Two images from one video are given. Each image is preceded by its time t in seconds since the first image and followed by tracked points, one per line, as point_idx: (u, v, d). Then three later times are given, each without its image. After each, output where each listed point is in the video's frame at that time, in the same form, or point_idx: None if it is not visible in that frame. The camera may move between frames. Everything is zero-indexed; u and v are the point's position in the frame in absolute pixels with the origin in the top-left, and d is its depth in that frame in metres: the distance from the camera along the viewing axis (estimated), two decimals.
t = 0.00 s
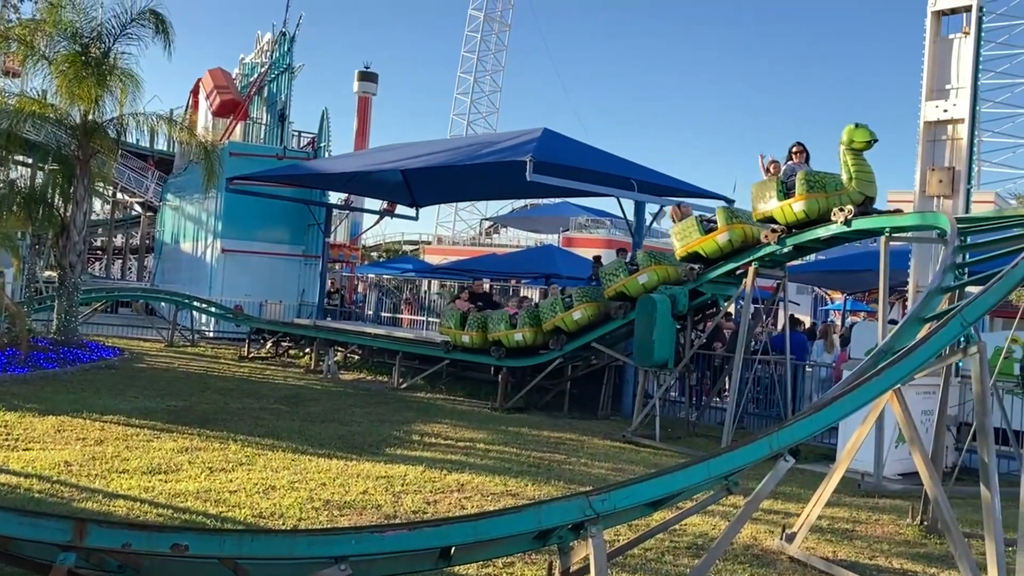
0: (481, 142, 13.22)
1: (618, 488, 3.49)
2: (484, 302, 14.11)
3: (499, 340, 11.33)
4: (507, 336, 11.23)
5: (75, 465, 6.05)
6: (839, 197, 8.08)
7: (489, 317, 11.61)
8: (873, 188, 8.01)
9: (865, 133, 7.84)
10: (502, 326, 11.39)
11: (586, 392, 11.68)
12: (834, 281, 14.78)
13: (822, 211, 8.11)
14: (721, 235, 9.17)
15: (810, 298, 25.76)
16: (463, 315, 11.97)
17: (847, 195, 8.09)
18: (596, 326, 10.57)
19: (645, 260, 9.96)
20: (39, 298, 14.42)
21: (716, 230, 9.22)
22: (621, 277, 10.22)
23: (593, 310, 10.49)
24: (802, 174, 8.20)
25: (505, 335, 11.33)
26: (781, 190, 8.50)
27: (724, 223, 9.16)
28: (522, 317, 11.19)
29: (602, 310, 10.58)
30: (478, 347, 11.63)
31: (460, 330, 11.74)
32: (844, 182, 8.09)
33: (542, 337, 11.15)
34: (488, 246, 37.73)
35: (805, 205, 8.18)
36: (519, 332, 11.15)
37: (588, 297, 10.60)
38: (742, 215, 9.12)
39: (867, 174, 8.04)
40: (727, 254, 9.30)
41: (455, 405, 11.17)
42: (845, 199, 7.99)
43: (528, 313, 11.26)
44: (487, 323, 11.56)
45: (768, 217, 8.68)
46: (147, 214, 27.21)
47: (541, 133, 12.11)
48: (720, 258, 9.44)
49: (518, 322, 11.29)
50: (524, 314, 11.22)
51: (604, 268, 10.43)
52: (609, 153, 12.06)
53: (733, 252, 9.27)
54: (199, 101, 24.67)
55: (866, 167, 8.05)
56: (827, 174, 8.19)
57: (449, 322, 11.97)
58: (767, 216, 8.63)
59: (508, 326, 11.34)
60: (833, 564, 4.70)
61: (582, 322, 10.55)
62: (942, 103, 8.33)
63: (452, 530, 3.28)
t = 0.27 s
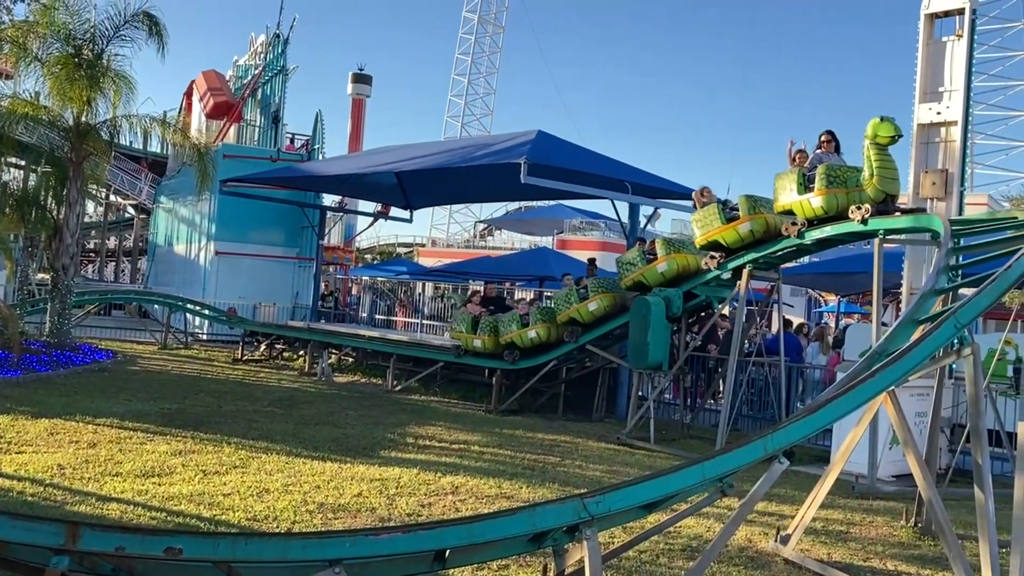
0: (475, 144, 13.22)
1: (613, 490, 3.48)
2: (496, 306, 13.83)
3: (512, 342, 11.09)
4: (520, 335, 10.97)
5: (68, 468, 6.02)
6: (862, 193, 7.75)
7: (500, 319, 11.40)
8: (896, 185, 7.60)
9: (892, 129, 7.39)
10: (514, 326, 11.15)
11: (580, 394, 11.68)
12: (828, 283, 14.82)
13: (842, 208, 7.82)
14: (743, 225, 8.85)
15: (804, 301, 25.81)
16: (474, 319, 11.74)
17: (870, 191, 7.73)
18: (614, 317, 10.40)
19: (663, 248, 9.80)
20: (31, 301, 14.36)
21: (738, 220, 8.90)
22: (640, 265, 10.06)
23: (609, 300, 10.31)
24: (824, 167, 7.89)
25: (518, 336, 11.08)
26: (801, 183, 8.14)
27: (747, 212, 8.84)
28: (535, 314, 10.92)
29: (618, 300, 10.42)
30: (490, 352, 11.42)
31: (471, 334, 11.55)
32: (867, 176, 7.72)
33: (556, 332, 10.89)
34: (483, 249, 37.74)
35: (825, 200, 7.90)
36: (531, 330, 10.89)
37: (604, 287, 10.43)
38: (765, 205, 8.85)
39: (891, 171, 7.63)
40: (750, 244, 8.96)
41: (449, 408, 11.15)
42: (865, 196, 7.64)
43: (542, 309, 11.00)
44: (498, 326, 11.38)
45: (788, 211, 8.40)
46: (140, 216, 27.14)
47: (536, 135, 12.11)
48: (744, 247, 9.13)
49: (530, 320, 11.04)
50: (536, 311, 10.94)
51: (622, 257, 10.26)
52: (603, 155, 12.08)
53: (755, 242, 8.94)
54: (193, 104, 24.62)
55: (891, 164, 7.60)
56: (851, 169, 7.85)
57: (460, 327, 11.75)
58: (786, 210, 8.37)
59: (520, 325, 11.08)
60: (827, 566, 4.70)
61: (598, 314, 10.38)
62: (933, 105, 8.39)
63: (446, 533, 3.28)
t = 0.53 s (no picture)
0: (476, 145, 13.23)
1: (616, 490, 3.49)
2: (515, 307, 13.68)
3: (535, 339, 10.93)
4: (543, 331, 10.77)
5: (71, 470, 6.03)
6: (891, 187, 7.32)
7: (521, 317, 11.25)
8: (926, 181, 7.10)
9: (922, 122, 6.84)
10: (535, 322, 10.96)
11: (583, 395, 11.68)
12: (830, 284, 14.82)
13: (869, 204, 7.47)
14: (771, 216, 8.49)
15: (805, 301, 25.82)
16: (492, 320, 11.57)
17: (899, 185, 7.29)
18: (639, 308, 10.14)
19: (691, 235, 9.47)
20: (33, 303, 14.37)
21: (767, 210, 8.54)
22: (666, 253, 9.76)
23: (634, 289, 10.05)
24: (850, 161, 7.51)
25: (539, 332, 10.90)
26: (827, 176, 7.77)
27: (775, 203, 8.48)
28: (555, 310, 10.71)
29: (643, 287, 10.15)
30: (512, 352, 11.26)
31: (491, 335, 11.39)
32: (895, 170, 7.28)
33: (580, 323, 10.68)
34: (484, 249, 37.78)
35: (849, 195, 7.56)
36: (553, 323, 10.71)
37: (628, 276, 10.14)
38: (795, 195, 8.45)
39: (922, 167, 7.13)
40: (779, 235, 8.60)
41: (452, 409, 11.16)
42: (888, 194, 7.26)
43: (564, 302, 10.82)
44: (520, 324, 11.22)
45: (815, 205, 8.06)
46: (142, 219, 27.18)
47: (537, 136, 12.12)
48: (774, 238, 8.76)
49: (551, 314, 10.84)
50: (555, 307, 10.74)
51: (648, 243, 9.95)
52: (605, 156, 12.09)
53: (784, 233, 8.57)
54: (194, 106, 24.66)
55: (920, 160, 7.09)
56: (880, 163, 7.43)
57: (479, 329, 11.59)
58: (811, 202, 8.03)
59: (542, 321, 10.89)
60: (831, 566, 4.71)
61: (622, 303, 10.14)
62: (936, 108, 8.38)
63: (450, 533, 3.28)
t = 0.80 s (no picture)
0: (482, 146, 13.24)
1: (624, 490, 3.50)
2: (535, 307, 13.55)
3: (561, 332, 10.91)
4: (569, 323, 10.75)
5: (81, 471, 6.06)
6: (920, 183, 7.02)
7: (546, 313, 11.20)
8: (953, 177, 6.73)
9: (954, 115, 6.53)
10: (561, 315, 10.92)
11: (590, 396, 11.69)
12: (837, 284, 14.80)
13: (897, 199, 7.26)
14: (802, 207, 8.29)
15: (812, 301, 25.78)
16: (515, 320, 11.49)
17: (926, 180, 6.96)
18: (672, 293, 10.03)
19: (725, 222, 9.29)
20: (42, 305, 14.43)
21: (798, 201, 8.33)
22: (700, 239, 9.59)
23: (663, 278, 9.94)
24: (880, 154, 7.31)
25: (565, 324, 10.87)
26: (857, 169, 7.55)
27: (808, 194, 8.26)
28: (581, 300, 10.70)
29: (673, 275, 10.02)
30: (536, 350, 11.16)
31: (515, 334, 11.28)
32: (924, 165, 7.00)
33: (606, 313, 10.63)
34: (490, 250, 37.78)
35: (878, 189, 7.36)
36: (581, 314, 10.65)
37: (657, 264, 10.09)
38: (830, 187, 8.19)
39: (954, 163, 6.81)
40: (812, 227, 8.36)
41: (459, 409, 11.18)
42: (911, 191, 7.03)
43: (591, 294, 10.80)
44: (546, 320, 11.15)
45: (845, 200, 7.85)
46: (149, 220, 27.28)
47: (543, 136, 12.12)
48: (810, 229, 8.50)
49: (577, 306, 10.82)
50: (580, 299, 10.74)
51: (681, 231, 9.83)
52: (611, 156, 12.09)
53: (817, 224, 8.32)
54: (201, 108, 24.74)
55: (950, 156, 6.73)
56: (911, 157, 7.21)
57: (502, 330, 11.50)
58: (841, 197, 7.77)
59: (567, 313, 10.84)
60: (840, 566, 4.70)
61: (651, 292, 10.05)
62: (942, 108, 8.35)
63: (459, 533, 3.30)
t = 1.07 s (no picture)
0: (493, 146, 13.25)
1: (632, 490, 3.50)
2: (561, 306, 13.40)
3: (590, 322, 10.71)
4: (599, 310, 10.55)
5: (95, 471, 6.11)
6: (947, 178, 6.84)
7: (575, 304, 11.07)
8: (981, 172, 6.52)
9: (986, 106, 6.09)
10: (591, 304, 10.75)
11: (601, 395, 11.68)
12: (850, 282, 14.72)
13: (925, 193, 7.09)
14: (836, 200, 7.97)
15: (826, 300, 25.66)
16: (542, 316, 11.42)
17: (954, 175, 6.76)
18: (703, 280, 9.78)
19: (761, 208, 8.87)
20: (58, 306, 14.56)
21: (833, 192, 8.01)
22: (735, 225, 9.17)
23: (697, 263, 9.68)
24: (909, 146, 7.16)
25: (596, 313, 10.69)
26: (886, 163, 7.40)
27: (845, 184, 7.91)
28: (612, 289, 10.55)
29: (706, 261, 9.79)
30: (566, 343, 10.98)
31: (543, 329, 11.16)
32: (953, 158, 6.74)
33: (638, 302, 10.45)
34: (503, 250, 37.77)
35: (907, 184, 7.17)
36: (609, 303, 10.48)
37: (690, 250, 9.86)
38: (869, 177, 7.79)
39: (983, 156, 6.54)
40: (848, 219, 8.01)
41: (471, 409, 11.20)
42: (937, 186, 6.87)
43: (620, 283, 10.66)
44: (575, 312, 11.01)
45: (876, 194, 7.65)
46: (163, 221, 27.46)
47: (554, 136, 12.12)
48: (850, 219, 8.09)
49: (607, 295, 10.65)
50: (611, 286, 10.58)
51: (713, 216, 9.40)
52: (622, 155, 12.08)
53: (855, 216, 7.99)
54: (214, 109, 24.88)
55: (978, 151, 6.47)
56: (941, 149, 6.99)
57: (529, 327, 11.42)
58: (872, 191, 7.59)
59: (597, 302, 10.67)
60: (850, 566, 4.68)
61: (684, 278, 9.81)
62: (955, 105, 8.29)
63: (467, 532, 3.31)
